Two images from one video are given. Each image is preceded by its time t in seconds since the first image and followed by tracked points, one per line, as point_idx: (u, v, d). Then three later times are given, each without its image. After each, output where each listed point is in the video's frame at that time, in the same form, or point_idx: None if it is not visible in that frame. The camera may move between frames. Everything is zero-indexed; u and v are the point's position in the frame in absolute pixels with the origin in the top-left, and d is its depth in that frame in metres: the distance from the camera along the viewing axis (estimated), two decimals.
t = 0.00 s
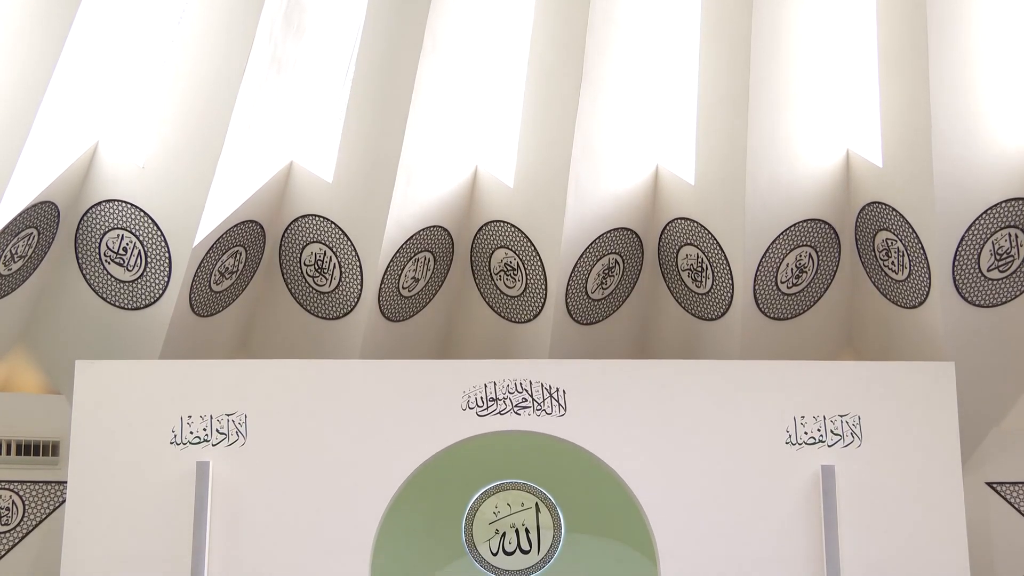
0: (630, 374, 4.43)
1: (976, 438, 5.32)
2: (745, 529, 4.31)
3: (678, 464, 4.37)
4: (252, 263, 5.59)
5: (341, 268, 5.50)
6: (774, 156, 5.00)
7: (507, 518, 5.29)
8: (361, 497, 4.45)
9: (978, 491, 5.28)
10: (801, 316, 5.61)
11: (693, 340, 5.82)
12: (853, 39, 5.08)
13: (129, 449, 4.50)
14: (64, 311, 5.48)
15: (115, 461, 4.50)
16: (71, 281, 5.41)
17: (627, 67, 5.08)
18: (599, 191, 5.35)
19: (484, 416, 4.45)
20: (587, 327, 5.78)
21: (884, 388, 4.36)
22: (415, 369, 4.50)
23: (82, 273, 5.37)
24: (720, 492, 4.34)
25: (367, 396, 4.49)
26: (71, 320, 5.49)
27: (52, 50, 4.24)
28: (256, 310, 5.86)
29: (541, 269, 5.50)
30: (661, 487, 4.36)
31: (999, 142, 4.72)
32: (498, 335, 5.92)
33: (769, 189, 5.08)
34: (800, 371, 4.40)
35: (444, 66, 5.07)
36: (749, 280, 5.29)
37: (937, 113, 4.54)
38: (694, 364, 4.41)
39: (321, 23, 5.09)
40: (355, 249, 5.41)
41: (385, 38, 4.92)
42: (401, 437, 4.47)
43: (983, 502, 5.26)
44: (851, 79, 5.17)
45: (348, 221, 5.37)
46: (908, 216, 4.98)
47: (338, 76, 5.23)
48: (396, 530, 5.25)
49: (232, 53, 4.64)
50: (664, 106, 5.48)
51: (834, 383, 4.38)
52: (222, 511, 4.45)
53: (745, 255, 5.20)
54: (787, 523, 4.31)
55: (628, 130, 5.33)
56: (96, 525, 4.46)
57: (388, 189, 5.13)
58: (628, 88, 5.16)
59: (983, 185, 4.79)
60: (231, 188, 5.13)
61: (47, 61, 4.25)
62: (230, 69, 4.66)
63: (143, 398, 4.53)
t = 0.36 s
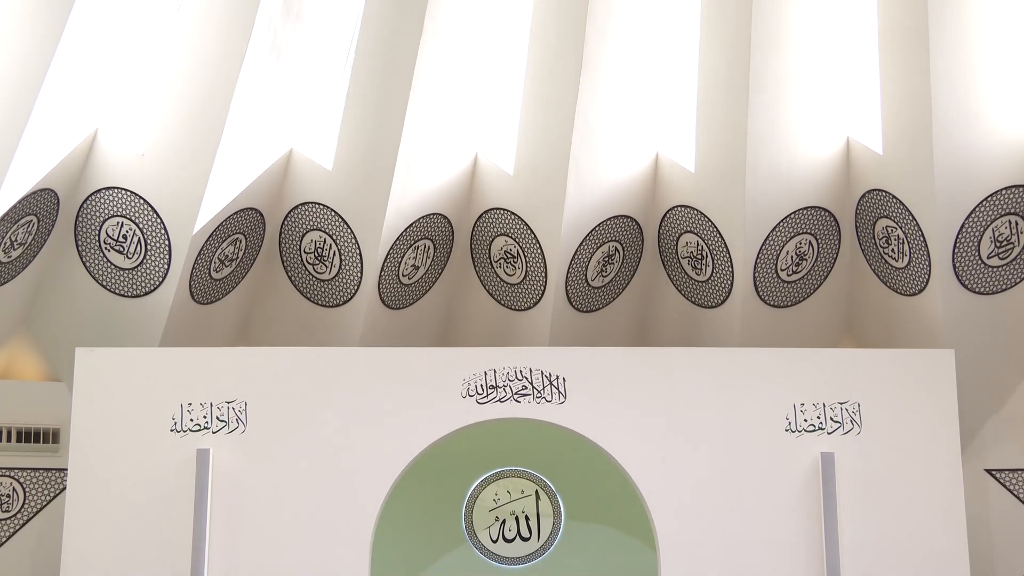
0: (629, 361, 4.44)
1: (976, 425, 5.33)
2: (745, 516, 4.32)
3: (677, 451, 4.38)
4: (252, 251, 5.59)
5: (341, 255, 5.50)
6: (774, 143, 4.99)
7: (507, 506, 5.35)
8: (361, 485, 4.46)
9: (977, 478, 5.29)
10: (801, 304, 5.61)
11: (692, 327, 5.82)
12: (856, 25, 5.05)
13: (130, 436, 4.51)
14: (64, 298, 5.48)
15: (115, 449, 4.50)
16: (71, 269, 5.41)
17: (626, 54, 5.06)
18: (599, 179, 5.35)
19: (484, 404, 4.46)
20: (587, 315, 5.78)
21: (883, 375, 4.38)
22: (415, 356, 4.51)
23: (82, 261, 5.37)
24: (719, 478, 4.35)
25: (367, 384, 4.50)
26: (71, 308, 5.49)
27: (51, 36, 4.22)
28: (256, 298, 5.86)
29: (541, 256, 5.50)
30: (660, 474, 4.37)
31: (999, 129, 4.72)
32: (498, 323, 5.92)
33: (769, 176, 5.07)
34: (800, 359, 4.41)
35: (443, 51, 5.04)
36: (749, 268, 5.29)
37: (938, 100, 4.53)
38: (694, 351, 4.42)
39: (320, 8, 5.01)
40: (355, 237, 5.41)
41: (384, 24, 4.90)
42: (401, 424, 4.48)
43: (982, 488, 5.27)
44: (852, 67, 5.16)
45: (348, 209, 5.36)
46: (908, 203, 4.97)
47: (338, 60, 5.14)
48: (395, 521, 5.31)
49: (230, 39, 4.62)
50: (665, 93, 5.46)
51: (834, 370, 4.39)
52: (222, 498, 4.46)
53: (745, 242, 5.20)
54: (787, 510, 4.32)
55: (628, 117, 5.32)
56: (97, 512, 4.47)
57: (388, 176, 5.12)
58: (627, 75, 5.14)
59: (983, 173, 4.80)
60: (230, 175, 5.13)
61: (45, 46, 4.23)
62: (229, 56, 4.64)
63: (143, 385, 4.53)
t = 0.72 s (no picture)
0: (630, 347, 4.44)
1: (975, 411, 5.34)
2: (744, 502, 4.33)
3: (677, 437, 4.39)
4: (252, 237, 5.58)
5: (341, 242, 5.49)
6: (775, 129, 4.97)
7: (507, 492, 5.38)
8: (362, 471, 4.47)
9: (976, 464, 5.30)
10: (801, 290, 5.61)
11: (691, 313, 5.83)
12: (857, 11, 5.02)
13: (130, 422, 4.51)
14: (64, 285, 5.47)
15: (116, 435, 4.51)
16: (71, 256, 5.40)
17: (626, 39, 5.04)
18: (598, 165, 5.34)
19: (484, 390, 4.47)
20: (587, 301, 5.78)
21: (882, 360, 4.39)
22: (416, 343, 4.51)
23: (81, 248, 5.36)
24: (719, 465, 4.36)
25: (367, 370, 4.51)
26: (71, 294, 5.49)
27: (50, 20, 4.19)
28: (255, 284, 5.86)
29: (541, 243, 5.49)
30: (661, 461, 4.38)
31: (999, 115, 4.70)
32: (498, 309, 5.93)
33: (770, 162, 5.07)
34: (799, 345, 4.42)
35: (441, 37, 5.02)
36: (749, 254, 5.29)
37: (938, 85, 4.52)
38: (694, 337, 4.43)
39: None
40: (355, 224, 5.40)
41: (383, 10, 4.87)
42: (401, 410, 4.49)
43: (981, 474, 5.28)
44: (852, 52, 5.14)
45: (347, 195, 5.35)
46: (908, 189, 4.97)
47: (338, 44, 5.14)
48: (395, 508, 5.29)
49: (229, 24, 4.60)
50: (665, 79, 5.45)
51: (833, 356, 4.40)
52: (223, 484, 4.46)
53: (745, 229, 5.19)
54: (786, 496, 4.33)
55: (627, 103, 5.30)
56: (97, 499, 4.47)
57: (388, 162, 5.11)
58: (627, 61, 5.13)
59: (984, 159, 4.79)
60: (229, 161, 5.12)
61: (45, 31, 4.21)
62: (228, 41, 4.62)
63: (144, 372, 4.54)
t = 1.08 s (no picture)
0: (630, 330, 4.46)
1: (975, 394, 5.36)
2: (744, 484, 4.35)
3: (677, 420, 4.41)
4: (252, 221, 5.58)
5: (341, 225, 5.48)
6: (775, 112, 4.96)
7: (507, 476, 5.37)
8: (363, 453, 4.48)
9: (975, 447, 5.32)
10: (801, 274, 5.61)
11: (691, 297, 5.84)
12: None
13: (131, 405, 4.52)
14: (64, 269, 5.47)
15: (116, 418, 4.51)
16: (71, 239, 5.39)
17: (627, 22, 5.02)
18: (599, 149, 5.32)
19: (484, 373, 4.48)
20: (587, 285, 5.79)
21: (881, 344, 4.41)
22: (416, 326, 4.52)
23: (81, 232, 5.36)
24: (719, 447, 4.37)
25: (368, 354, 4.52)
26: (71, 278, 5.48)
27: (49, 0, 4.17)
28: (256, 268, 5.86)
29: (541, 227, 5.49)
30: (661, 444, 4.39)
31: (1001, 98, 4.69)
32: (498, 293, 5.94)
33: (770, 145, 5.06)
34: (799, 328, 4.43)
35: (440, 19, 4.99)
36: (749, 238, 5.29)
37: (939, 68, 4.51)
38: (694, 321, 4.44)
39: None
40: (355, 208, 5.39)
41: None
42: (402, 393, 4.51)
43: (980, 457, 5.30)
44: (853, 35, 5.13)
45: (347, 178, 5.34)
46: (908, 172, 4.97)
47: (338, 26, 5.09)
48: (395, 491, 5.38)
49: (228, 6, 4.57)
50: (665, 62, 5.43)
51: (833, 339, 4.42)
52: (224, 467, 4.47)
53: (745, 212, 5.19)
54: (786, 478, 4.34)
55: (627, 86, 5.28)
56: (98, 482, 4.48)
57: (388, 145, 5.09)
58: (627, 43, 5.10)
59: (985, 142, 4.78)
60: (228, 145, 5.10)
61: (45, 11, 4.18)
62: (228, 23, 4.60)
63: (145, 355, 4.55)
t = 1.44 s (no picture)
0: (630, 315, 4.47)
1: (975, 379, 5.36)
2: (743, 468, 4.36)
3: (677, 405, 4.42)
4: (252, 206, 5.57)
5: (340, 210, 5.47)
6: (775, 97, 4.95)
7: (507, 460, 5.35)
8: (363, 438, 4.49)
9: (975, 431, 5.32)
10: (801, 259, 5.62)
11: (691, 282, 5.84)
12: None
13: (131, 389, 4.52)
14: (63, 253, 5.46)
15: (117, 402, 4.52)
16: (71, 224, 5.38)
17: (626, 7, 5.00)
18: (598, 134, 5.31)
19: (485, 358, 4.49)
20: (587, 270, 5.79)
21: (881, 328, 4.42)
22: (416, 311, 4.53)
23: (81, 218, 5.34)
24: (718, 431, 4.39)
25: (369, 338, 4.53)
26: (71, 262, 5.48)
27: None
28: (256, 253, 5.85)
29: (541, 211, 5.48)
30: (660, 428, 4.41)
31: (1001, 83, 4.69)
32: (498, 278, 5.94)
33: (771, 129, 5.05)
34: (798, 313, 4.44)
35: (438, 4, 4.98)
36: (749, 222, 5.29)
37: (940, 52, 4.50)
38: (694, 305, 4.45)
39: None
40: (355, 192, 5.37)
41: None
42: (403, 378, 4.51)
43: (980, 442, 5.31)
44: (854, 20, 5.11)
45: (347, 163, 5.33)
46: (909, 156, 4.97)
47: (338, 15, 5.06)
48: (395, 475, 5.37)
49: None
50: (665, 46, 5.43)
51: (833, 324, 4.43)
52: (225, 451, 4.47)
53: (745, 196, 5.19)
54: (785, 462, 4.35)
55: (627, 70, 5.26)
56: (99, 466, 4.49)
57: (387, 130, 5.07)
58: (626, 27, 5.08)
59: (984, 126, 4.78)
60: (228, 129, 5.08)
61: None
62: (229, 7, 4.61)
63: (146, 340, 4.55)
